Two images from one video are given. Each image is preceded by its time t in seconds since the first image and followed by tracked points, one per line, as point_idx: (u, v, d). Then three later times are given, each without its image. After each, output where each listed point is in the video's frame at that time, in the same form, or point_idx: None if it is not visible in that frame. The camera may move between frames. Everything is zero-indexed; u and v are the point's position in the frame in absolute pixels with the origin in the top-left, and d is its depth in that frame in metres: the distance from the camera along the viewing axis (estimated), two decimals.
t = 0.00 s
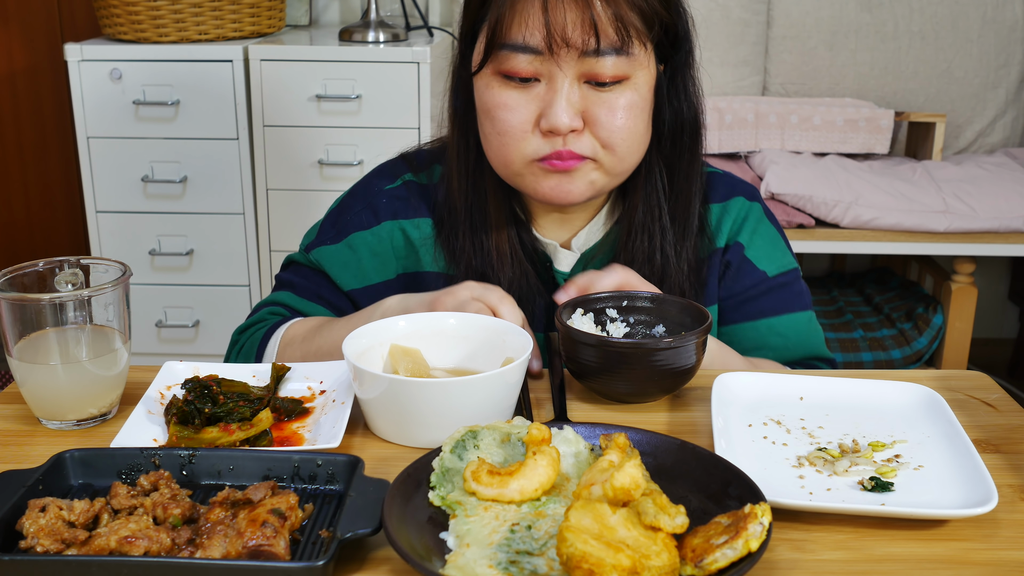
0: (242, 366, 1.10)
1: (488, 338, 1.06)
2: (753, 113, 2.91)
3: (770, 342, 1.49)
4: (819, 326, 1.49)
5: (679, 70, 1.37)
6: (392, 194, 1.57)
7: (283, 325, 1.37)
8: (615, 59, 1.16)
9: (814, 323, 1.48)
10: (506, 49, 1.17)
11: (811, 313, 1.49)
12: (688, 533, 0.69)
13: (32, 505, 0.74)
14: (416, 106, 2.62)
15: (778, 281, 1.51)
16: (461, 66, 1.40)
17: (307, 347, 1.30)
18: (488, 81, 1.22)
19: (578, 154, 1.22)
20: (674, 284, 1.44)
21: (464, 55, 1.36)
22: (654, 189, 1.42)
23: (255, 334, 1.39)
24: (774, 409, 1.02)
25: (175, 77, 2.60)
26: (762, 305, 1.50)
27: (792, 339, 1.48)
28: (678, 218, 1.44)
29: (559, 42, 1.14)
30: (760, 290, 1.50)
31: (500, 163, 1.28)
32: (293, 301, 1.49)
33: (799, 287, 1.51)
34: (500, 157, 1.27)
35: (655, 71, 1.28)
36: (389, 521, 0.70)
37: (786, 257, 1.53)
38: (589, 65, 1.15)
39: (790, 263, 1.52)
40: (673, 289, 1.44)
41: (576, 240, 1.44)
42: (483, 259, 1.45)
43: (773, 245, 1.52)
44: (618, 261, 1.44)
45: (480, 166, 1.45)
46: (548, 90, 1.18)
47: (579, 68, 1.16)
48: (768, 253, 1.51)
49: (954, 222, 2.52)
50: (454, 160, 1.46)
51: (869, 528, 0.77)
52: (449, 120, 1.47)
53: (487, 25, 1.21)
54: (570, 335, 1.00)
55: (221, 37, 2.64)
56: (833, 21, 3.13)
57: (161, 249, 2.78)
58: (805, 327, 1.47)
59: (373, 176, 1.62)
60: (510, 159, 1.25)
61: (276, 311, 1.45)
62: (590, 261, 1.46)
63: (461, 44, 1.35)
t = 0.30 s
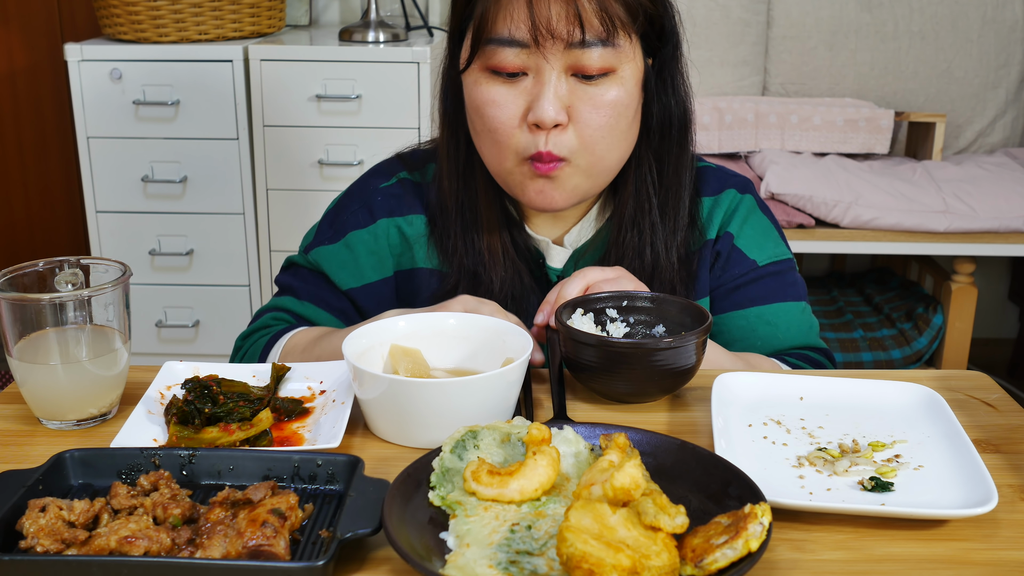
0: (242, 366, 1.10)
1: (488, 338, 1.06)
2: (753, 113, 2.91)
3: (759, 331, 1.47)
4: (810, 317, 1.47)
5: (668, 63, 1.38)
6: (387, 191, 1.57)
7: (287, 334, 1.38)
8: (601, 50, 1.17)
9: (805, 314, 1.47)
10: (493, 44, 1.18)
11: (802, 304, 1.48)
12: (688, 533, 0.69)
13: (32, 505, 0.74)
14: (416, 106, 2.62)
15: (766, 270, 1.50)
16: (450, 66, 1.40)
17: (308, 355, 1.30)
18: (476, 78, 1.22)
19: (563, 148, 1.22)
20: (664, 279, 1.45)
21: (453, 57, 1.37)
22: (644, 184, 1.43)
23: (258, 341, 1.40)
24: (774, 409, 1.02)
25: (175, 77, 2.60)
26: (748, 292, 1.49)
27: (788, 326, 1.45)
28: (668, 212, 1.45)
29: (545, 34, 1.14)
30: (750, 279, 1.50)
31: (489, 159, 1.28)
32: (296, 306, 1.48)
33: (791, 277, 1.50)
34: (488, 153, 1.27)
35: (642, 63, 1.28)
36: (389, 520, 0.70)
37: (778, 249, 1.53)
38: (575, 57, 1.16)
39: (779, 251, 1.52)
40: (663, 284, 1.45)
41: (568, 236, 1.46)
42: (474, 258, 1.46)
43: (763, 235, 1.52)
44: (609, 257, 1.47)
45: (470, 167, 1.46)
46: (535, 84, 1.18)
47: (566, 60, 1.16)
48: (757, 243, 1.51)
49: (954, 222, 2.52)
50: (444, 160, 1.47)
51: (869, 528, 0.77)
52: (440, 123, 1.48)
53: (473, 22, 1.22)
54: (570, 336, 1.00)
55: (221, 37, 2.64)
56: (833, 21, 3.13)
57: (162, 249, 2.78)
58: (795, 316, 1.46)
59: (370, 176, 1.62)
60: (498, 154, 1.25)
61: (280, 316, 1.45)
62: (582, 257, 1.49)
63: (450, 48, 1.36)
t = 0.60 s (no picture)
0: (242, 366, 1.10)
1: (488, 338, 1.06)
2: (753, 113, 2.91)
3: (744, 327, 1.46)
4: (799, 316, 1.46)
5: (666, 62, 1.38)
6: (380, 197, 1.57)
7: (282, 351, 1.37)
8: (602, 52, 1.17)
9: (794, 313, 1.45)
10: (494, 45, 1.18)
11: (792, 303, 1.47)
12: (688, 533, 0.69)
13: (32, 505, 0.74)
14: (416, 106, 2.62)
15: (757, 266, 1.50)
16: (448, 66, 1.40)
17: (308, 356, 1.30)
18: (476, 78, 1.22)
19: (564, 147, 1.22)
20: (660, 276, 1.45)
21: (451, 58, 1.37)
22: (641, 182, 1.44)
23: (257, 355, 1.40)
24: (774, 409, 1.02)
25: (175, 77, 2.60)
26: (738, 288, 1.48)
27: (775, 323, 1.44)
28: (666, 208, 1.44)
29: (547, 36, 1.14)
30: (741, 275, 1.49)
31: (488, 159, 1.29)
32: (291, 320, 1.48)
33: (782, 274, 1.50)
34: (488, 153, 1.27)
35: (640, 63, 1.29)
36: (390, 520, 0.70)
37: (771, 245, 1.52)
38: (577, 58, 1.16)
39: (772, 248, 1.51)
40: (658, 281, 1.45)
41: (564, 233, 1.47)
42: (470, 257, 1.46)
43: (756, 231, 1.52)
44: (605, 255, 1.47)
45: (467, 165, 1.47)
46: (536, 85, 1.18)
47: (567, 61, 1.16)
48: (750, 238, 1.51)
49: (954, 222, 2.52)
50: (440, 159, 1.47)
51: (869, 528, 0.77)
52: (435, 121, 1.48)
53: (475, 23, 1.22)
54: (570, 335, 1.00)
55: (221, 37, 2.64)
56: (833, 21, 3.13)
57: (161, 249, 2.78)
58: (784, 315, 1.45)
59: (363, 181, 1.62)
60: (497, 154, 1.25)
61: (276, 330, 1.45)
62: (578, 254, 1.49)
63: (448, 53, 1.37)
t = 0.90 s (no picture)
0: (242, 366, 1.10)
1: (488, 338, 1.06)
2: (753, 113, 2.91)
3: (724, 315, 1.44)
4: (782, 309, 1.43)
5: (668, 61, 1.38)
6: (380, 194, 1.58)
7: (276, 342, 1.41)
8: (615, 48, 1.17)
9: (778, 306, 1.43)
10: (508, 42, 1.17)
11: (777, 296, 1.45)
12: (688, 533, 0.69)
13: (32, 505, 0.74)
14: (416, 106, 2.61)
15: (743, 256, 1.48)
16: (450, 61, 1.40)
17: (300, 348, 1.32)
18: (488, 75, 1.21)
19: (581, 146, 1.23)
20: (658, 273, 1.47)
21: (454, 53, 1.36)
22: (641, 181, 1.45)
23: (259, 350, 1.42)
24: (774, 409, 1.02)
25: (175, 77, 2.60)
26: (721, 276, 1.47)
27: (757, 312, 1.42)
28: (664, 207, 1.45)
29: (563, 31, 1.14)
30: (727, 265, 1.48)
31: (501, 159, 1.28)
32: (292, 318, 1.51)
33: (768, 267, 1.48)
34: (502, 153, 1.27)
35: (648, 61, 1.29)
36: (389, 520, 0.70)
37: (760, 238, 1.51)
38: (591, 55, 1.16)
39: (760, 240, 1.50)
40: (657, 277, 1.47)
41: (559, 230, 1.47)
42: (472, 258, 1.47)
43: (746, 223, 1.51)
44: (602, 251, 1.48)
45: (468, 160, 1.46)
46: (550, 82, 1.18)
47: (581, 58, 1.17)
48: (739, 229, 1.50)
49: (954, 222, 2.52)
50: (441, 155, 1.47)
51: (870, 528, 0.77)
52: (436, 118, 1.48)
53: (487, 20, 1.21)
54: (570, 335, 1.00)
55: (221, 37, 2.64)
56: (833, 21, 3.13)
57: (162, 249, 2.78)
58: (766, 306, 1.43)
59: (363, 178, 1.62)
60: (511, 154, 1.25)
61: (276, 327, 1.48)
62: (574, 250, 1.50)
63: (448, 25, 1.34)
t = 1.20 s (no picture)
0: (242, 366, 1.10)
1: (488, 338, 1.06)
2: (753, 113, 2.91)
3: (716, 313, 1.44)
4: (775, 309, 1.44)
5: (669, 62, 1.39)
6: (392, 180, 1.58)
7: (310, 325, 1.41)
8: (620, 53, 1.17)
9: (770, 304, 1.43)
10: (514, 44, 1.17)
11: (769, 295, 1.44)
12: (688, 533, 0.69)
13: (33, 505, 0.74)
14: (416, 105, 2.62)
15: (736, 255, 1.49)
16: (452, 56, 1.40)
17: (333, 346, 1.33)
18: (492, 75, 1.22)
19: (581, 146, 1.23)
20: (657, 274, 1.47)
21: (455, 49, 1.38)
22: (642, 180, 1.46)
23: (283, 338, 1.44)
24: (773, 409, 1.02)
25: (175, 77, 2.60)
26: (714, 274, 1.47)
27: (749, 311, 1.42)
28: (663, 206, 1.45)
29: (569, 36, 1.14)
30: (723, 265, 1.48)
31: (500, 156, 1.29)
32: (318, 302, 1.51)
33: (762, 265, 1.48)
34: (501, 150, 1.27)
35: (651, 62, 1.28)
36: (390, 520, 0.70)
37: (754, 237, 1.51)
38: (596, 59, 1.16)
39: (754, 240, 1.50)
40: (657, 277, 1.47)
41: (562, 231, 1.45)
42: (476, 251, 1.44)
43: (739, 222, 1.52)
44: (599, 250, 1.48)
45: (469, 159, 1.47)
46: (554, 84, 1.18)
47: (586, 61, 1.16)
48: (732, 228, 1.51)
49: (953, 222, 2.52)
50: (442, 154, 1.48)
51: (869, 528, 0.77)
52: (438, 115, 1.49)
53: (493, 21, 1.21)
54: (570, 336, 1.01)
55: (221, 37, 2.64)
56: (833, 21, 3.13)
57: (162, 249, 2.78)
58: (758, 305, 1.43)
59: (373, 167, 1.63)
60: (511, 152, 1.26)
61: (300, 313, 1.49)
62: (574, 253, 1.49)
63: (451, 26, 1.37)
